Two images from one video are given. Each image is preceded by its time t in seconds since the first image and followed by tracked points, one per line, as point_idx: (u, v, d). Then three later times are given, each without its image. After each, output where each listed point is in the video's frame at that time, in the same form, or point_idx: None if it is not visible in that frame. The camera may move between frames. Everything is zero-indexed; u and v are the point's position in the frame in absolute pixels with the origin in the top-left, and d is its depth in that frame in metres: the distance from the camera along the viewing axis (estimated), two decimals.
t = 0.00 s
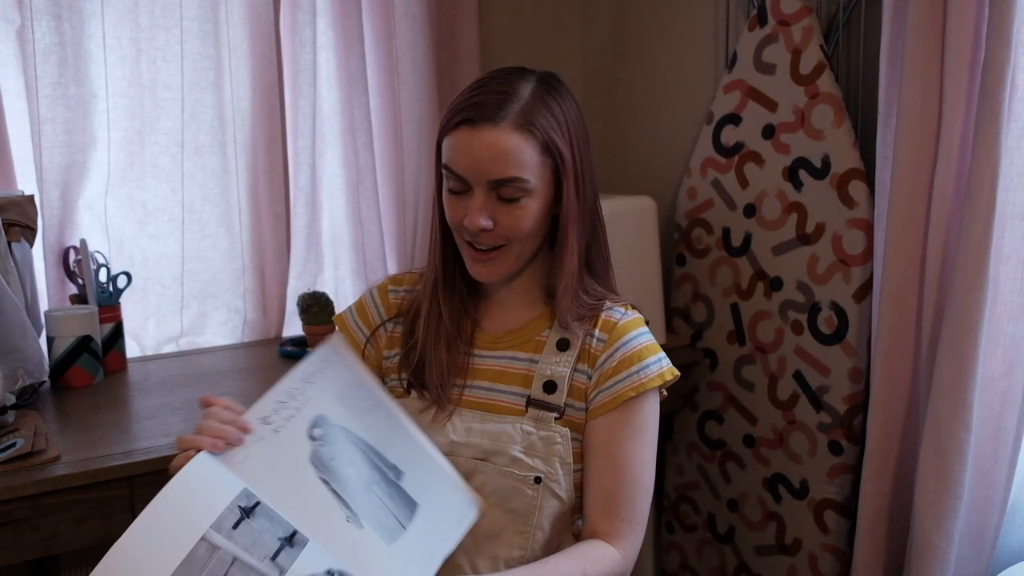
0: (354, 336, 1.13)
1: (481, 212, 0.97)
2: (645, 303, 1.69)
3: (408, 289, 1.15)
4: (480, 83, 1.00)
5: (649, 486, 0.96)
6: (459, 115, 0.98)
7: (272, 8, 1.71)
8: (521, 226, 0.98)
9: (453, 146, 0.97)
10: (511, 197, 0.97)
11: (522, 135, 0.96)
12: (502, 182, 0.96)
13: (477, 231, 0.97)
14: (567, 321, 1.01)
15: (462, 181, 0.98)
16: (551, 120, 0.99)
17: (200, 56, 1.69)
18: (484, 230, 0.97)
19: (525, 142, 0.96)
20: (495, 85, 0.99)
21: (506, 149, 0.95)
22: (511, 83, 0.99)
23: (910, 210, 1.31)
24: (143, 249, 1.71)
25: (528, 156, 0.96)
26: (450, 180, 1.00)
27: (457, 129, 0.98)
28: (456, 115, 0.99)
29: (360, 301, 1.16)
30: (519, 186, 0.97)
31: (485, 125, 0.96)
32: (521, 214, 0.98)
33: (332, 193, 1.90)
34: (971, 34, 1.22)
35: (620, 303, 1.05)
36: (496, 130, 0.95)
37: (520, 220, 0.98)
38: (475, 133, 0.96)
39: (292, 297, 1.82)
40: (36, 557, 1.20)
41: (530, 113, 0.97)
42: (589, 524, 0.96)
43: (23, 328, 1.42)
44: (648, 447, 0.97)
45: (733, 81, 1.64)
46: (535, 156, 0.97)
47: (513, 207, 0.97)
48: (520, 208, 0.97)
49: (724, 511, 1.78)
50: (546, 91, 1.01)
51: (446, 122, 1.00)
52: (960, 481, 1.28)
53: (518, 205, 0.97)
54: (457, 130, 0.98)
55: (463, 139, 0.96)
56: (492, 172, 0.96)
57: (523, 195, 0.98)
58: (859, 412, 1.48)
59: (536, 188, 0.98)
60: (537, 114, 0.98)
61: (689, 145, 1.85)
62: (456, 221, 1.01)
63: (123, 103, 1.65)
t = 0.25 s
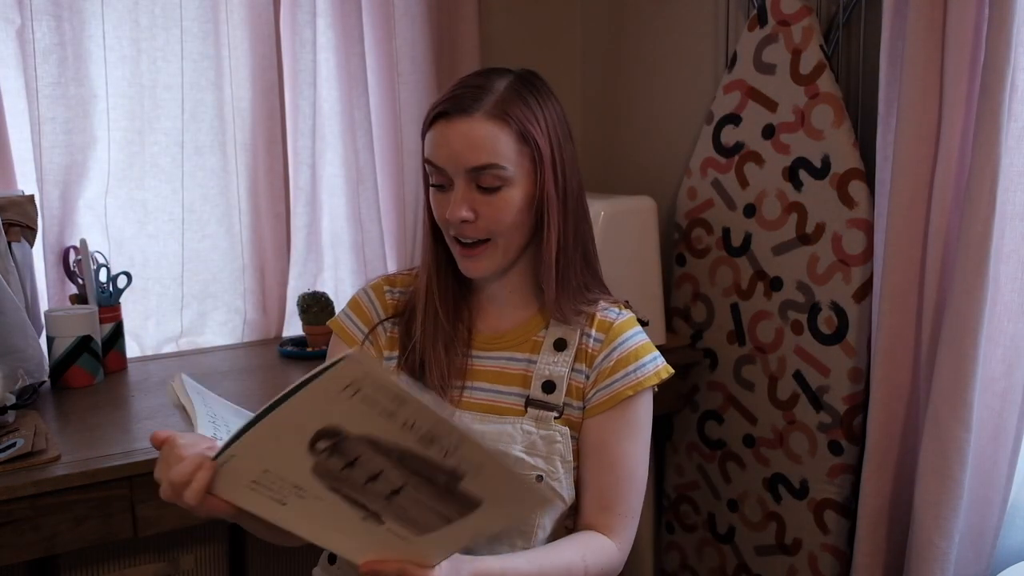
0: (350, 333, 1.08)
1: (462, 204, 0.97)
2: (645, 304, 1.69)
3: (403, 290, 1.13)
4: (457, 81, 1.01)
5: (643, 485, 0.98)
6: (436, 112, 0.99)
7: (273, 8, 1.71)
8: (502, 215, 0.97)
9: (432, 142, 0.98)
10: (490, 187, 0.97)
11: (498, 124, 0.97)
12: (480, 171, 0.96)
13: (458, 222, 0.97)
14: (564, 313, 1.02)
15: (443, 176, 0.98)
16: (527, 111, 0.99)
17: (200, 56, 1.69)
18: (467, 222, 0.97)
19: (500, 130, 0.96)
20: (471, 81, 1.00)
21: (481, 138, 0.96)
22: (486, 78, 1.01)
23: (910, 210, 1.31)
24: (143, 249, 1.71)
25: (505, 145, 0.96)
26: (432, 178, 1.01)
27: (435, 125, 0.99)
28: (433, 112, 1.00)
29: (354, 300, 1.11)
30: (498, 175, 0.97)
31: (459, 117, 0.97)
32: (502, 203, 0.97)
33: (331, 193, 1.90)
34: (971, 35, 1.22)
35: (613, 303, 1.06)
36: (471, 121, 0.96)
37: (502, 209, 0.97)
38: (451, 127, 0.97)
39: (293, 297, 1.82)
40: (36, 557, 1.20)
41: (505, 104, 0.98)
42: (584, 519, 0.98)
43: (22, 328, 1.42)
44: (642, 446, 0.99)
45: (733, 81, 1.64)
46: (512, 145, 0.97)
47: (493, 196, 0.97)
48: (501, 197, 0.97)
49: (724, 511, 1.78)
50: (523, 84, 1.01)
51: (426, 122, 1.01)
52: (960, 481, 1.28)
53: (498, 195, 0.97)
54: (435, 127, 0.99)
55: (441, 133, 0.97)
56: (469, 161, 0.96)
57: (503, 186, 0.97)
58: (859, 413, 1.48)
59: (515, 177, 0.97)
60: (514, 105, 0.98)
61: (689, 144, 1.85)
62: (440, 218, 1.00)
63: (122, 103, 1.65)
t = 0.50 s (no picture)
0: (348, 336, 1.08)
1: (458, 199, 0.96)
2: (644, 304, 1.69)
3: (399, 291, 1.13)
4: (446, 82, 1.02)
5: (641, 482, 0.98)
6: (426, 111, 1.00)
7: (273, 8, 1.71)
8: (499, 208, 0.97)
9: (424, 141, 0.98)
10: (484, 181, 0.97)
11: (489, 118, 0.97)
12: (474, 165, 0.96)
13: (455, 218, 0.96)
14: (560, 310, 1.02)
15: (437, 174, 0.98)
16: (517, 106, 1.00)
17: (200, 56, 1.69)
18: (463, 217, 0.97)
19: (492, 124, 0.97)
20: (459, 80, 1.01)
21: (473, 131, 0.96)
22: (474, 77, 1.02)
23: (910, 210, 1.31)
24: (143, 249, 1.71)
25: (497, 138, 0.97)
26: (426, 177, 1.00)
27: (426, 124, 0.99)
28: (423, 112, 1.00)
29: (350, 301, 1.11)
30: (492, 168, 0.97)
31: (450, 112, 0.97)
32: (498, 196, 0.97)
33: (331, 193, 1.90)
34: (970, 35, 1.22)
35: (609, 301, 1.06)
36: (462, 115, 0.96)
37: (497, 203, 0.97)
38: (443, 123, 0.97)
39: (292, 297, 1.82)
40: (36, 557, 1.20)
41: (494, 98, 0.99)
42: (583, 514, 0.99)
43: (22, 328, 1.42)
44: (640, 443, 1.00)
45: (733, 81, 1.64)
46: (505, 139, 0.98)
47: (488, 189, 0.97)
48: (496, 190, 0.97)
49: (724, 511, 1.78)
50: (512, 81, 1.02)
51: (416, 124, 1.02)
52: (960, 481, 1.28)
53: (493, 188, 0.97)
54: (426, 125, 0.99)
55: (433, 130, 0.97)
56: (463, 155, 0.96)
57: (497, 178, 0.97)
58: (859, 413, 1.48)
59: (509, 169, 0.98)
60: (503, 100, 0.99)
61: (690, 144, 1.85)
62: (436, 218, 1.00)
63: (122, 102, 1.65)
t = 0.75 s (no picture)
0: (341, 343, 1.10)
1: (457, 196, 0.96)
2: (644, 304, 1.69)
3: (391, 293, 1.13)
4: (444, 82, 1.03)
5: (638, 484, 0.99)
6: (426, 109, 1.00)
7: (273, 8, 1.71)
8: (499, 206, 0.97)
9: (423, 138, 0.99)
10: (484, 177, 0.97)
11: (489, 116, 0.97)
12: (473, 162, 0.96)
13: (453, 214, 0.96)
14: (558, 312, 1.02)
15: (435, 171, 0.98)
16: (516, 105, 1.00)
17: (200, 56, 1.69)
18: (462, 214, 0.96)
19: (492, 122, 0.97)
20: (457, 79, 1.01)
21: (473, 129, 0.96)
22: (472, 77, 1.02)
23: (910, 210, 1.31)
24: (143, 249, 1.71)
25: (497, 135, 0.97)
26: (424, 175, 1.00)
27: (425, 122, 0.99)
28: (422, 111, 1.00)
29: (342, 307, 1.13)
30: (492, 165, 0.97)
31: (450, 110, 0.98)
32: (497, 194, 0.97)
33: (331, 193, 1.90)
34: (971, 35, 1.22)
35: (607, 303, 1.06)
36: (462, 113, 0.97)
37: (497, 200, 0.97)
38: (442, 120, 0.97)
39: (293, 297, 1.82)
40: (36, 557, 1.20)
41: (493, 96, 0.99)
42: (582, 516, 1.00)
43: (23, 328, 1.42)
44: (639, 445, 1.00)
45: (733, 81, 1.64)
46: (505, 137, 0.98)
47: (488, 185, 0.97)
48: (495, 188, 0.97)
49: (723, 511, 1.78)
50: (510, 82, 1.02)
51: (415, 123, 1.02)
52: (960, 481, 1.28)
53: (492, 186, 0.97)
54: (425, 124, 0.99)
55: (432, 128, 0.98)
56: (463, 152, 0.96)
57: (497, 175, 0.97)
58: (859, 413, 1.48)
59: (509, 166, 0.98)
60: (502, 99, 0.99)
61: (690, 144, 1.85)
62: (434, 216, 0.99)
63: (123, 103, 1.65)
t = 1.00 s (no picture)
0: (335, 347, 1.09)
1: (464, 192, 0.97)
2: (645, 305, 1.69)
3: (384, 295, 1.12)
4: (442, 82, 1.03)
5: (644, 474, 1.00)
6: (426, 107, 1.00)
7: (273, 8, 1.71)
8: (504, 203, 0.98)
9: (425, 135, 0.99)
10: (490, 174, 0.98)
11: (493, 113, 0.99)
12: (479, 159, 0.97)
13: (460, 211, 0.96)
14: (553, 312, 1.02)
15: (439, 168, 0.98)
16: (518, 104, 1.01)
17: (200, 56, 1.69)
18: (468, 211, 0.97)
19: (497, 119, 0.98)
20: (457, 77, 1.03)
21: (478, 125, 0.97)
22: (472, 76, 1.03)
23: (910, 210, 1.31)
24: (143, 249, 1.71)
25: (502, 133, 0.98)
26: (425, 173, 1.00)
27: (427, 119, 1.00)
28: (421, 109, 1.01)
29: (336, 310, 1.12)
30: (497, 162, 0.98)
31: (455, 107, 0.98)
32: (503, 190, 0.98)
33: (331, 193, 1.90)
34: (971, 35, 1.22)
35: (602, 301, 1.06)
36: (468, 110, 0.98)
37: (503, 197, 0.98)
38: (447, 118, 0.98)
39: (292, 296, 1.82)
40: (36, 557, 1.20)
41: (496, 96, 1.00)
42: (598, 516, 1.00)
43: (22, 328, 1.42)
44: (641, 438, 1.01)
45: (733, 81, 1.64)
46: (509, 135, 0.99)
47: (494, 182, 0.97)
48: (500, 184, 0.98)
49: (724, 511, 1.77)
50: (508, 83, 1.04)
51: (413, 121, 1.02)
52: (961, 481, 1.28)
53: (497, 183, 0.98)
54: (426, 121, 1.00)
55: (435, 124, 0.98)
56: (469, 148, 0.96)
57: (502, 172, 0.98)
58: (859, 413, 1.48)
59: (513, 164, 0.99)
60: (504, 97, 1.01)
61: (689, 144, 1.85)
62: (435, 213, 0.99)
63: (123, 103, 1.65)
